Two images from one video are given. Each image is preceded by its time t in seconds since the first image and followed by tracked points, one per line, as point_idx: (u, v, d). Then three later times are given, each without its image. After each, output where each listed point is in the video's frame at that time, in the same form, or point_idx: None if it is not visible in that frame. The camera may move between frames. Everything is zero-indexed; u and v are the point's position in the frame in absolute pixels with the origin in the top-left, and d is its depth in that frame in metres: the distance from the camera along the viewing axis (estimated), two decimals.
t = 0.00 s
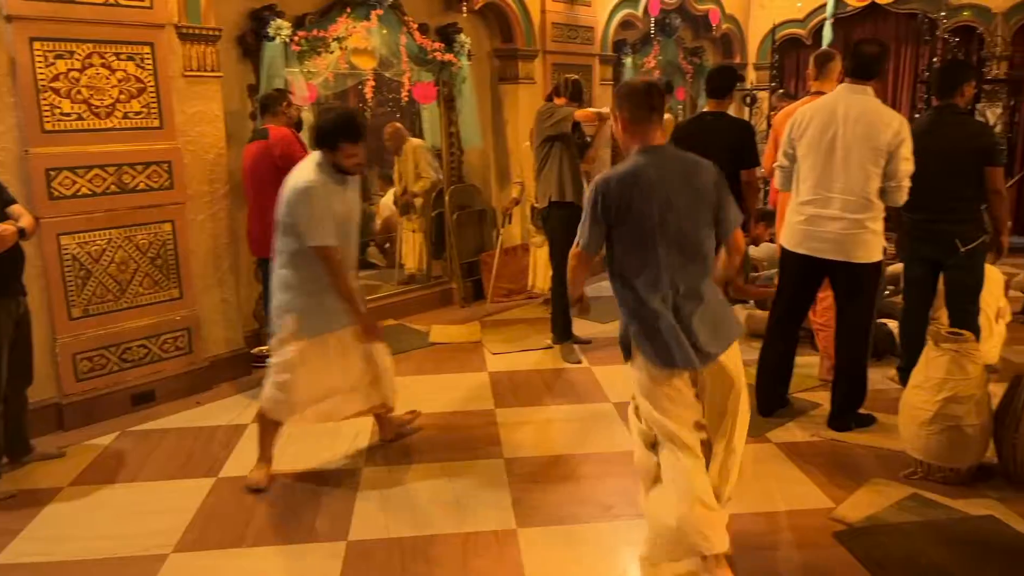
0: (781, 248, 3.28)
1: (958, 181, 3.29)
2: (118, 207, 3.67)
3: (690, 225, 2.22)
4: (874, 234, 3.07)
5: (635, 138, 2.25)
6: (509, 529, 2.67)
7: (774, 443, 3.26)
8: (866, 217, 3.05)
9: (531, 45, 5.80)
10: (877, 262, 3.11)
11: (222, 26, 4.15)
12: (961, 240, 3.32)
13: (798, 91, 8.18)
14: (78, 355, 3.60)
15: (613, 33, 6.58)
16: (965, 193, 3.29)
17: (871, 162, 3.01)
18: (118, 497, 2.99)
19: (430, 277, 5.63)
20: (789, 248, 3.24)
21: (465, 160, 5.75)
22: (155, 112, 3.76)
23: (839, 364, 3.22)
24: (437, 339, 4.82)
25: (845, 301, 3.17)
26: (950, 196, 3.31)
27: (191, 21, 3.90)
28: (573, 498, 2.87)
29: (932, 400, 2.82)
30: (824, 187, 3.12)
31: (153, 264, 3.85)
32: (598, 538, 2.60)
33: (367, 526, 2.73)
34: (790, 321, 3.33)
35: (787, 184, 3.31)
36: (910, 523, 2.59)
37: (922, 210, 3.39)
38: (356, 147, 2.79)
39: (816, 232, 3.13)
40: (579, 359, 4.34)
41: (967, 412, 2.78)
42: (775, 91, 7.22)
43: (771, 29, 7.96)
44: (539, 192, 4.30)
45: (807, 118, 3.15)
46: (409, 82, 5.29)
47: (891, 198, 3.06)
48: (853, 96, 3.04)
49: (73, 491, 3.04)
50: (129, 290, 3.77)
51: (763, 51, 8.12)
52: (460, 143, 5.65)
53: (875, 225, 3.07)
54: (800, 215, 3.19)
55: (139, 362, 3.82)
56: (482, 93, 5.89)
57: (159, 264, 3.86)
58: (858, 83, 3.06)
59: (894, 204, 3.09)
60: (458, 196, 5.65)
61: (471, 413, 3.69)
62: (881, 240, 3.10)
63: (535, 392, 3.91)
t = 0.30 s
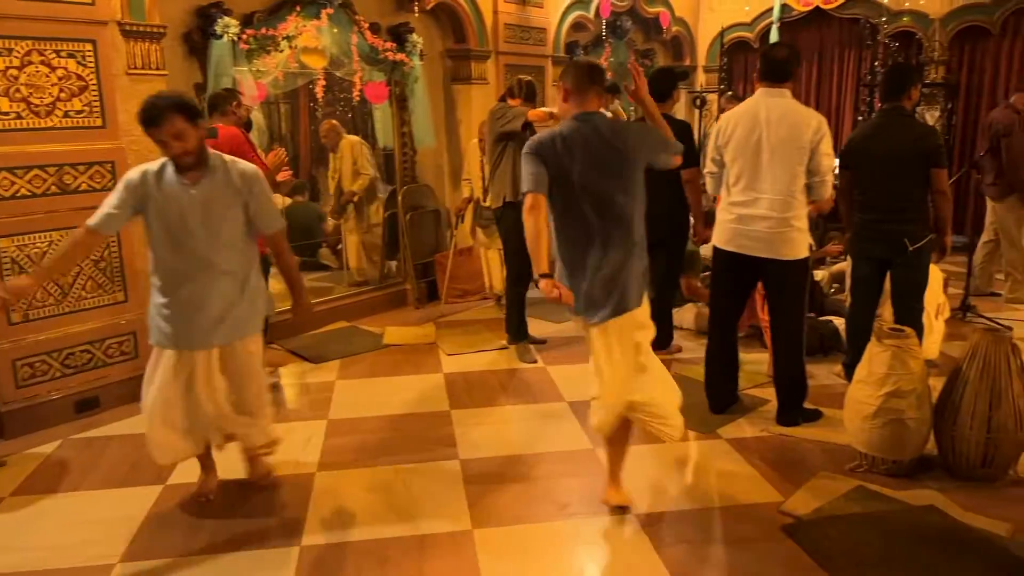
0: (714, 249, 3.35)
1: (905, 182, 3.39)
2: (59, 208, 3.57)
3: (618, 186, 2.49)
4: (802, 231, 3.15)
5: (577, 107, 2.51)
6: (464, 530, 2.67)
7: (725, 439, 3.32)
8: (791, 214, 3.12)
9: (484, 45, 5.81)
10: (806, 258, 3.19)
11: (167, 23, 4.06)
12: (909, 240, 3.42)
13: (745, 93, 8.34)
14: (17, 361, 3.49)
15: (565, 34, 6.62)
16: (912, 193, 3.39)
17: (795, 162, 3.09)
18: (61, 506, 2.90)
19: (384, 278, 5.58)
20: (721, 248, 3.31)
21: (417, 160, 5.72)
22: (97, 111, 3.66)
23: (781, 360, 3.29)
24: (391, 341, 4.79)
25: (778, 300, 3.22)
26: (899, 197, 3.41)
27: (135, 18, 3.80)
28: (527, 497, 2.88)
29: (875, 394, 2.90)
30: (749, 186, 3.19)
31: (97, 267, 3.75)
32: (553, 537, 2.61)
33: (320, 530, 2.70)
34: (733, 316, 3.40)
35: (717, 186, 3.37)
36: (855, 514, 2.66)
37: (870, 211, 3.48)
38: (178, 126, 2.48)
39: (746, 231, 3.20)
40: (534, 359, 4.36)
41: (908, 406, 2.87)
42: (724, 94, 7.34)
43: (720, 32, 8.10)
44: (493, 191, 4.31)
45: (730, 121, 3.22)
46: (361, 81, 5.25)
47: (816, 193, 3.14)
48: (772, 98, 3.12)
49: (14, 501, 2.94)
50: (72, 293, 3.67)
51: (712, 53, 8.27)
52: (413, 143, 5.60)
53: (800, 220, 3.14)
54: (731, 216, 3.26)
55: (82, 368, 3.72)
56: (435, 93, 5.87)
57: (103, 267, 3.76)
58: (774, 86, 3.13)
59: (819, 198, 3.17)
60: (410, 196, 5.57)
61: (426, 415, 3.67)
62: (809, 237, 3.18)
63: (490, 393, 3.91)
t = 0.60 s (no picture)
0: (659, 249, 3.41)
1: (869, 184, 3.46)
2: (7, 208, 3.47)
3: (507, 187, 2.63)
4: (742, 229, 3.20)
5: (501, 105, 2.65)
6: (427, 531, 2.66)
7: (685, 437, 3.36)
8: (728, 212, 3.17)
9: (445, 45, 5.80)
10: (747, 256, 3.24)
11: (120, 20, 3.97)
12: (875, 240, 3.49)
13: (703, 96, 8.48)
14: None
15: (526, 35, 6.64)
16: (875, 194, 3.46)
17: (731, 162, 3.14)
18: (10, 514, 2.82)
19: (345, 278, 5.54)
20: (666, 248, 3.37)
21: (378, 161, 5.69)
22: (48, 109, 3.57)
23: (738, 360, 3.34)
24: (352, 342, 4.75)
25: (727, 298, 3.27)
26: (863, 198, 3.47)
27: (87, 14, 3.72)
28: (490, 497, 2.88)
29: (830, 391, 2.96)
30: (688, 187, 3.27)
31: (47, 268, 3.65)
32: (519, 537, 2.61)
33: (280, 534, 2.67)
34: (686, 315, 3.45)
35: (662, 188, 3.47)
36: (811, 509, 2.72)
37: (836, 212, 3.54)
38: (48, 113, 2.14)
39: (688, 231, 3.26)
40: (496, 359, 4.38)
41: (861, 402, 2.93)
42: (683, 96, 7.44)
43: (678, 36, 8.20)
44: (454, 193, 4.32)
45: (671, 124, 3.29)
46: (321, 80, 5.21)
47: (754, 193, 3.18)
48: (707, 100, 3.18)
49: None
50: (21, 295, 3.56)
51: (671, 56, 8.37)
52: (374, 143, 5.57)
53: (737, 218, 3.18)
54: (673, 216, 3.32)
55: (32, 372, 3.62)
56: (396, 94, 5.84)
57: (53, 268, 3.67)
58: (708, 92, 3.19)
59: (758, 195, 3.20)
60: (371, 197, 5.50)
61: (388, 416, 3.65)
62: (749, 235, 3.23)
63: (452, 394, 3.90)
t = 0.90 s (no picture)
0: (616, 250, 3.45)
1: (831, 184, 3.52)
2: None
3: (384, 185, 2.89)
4: (692, 225, 3.24)
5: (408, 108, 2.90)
6: (389, 533, 2.65)
7: (646, 434, 3.39)
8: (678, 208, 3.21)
9: (405, 45, 5.78)
10: (700, 252, 3.28)
11: (71, 17, 3.88)
12: (840, 238, 3.57)
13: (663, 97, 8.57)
14: None
15: (487, 35, 6.63)
16: (838, 193, 3.53)
17: (678, 159, 3.18)
18: None
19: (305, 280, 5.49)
20: (621, 248, 3.40)
21: (338, 161, 5.64)
22: None
23: (697, 357, 3.38)
24: (313, 344, 4.71)
25: (683, 295, 3.31)
26: (828, 198, 3.54)
27: (37, 12, 3.62)
28: (452, 498, 2.88)
29: (788, 386, 3.01)
30: (636, 186, 3.31)
31: None
32: (481, 537, 2.61)
33: (239, 540, 2.63)
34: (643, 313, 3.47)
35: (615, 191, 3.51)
36: (770, 503, 2.76)
37: (800, 213, 3.60)
38: None
39: (641, 229, 3.29)
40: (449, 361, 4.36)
41: (817, 397, 2.99)
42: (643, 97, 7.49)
43: (638, 37, 8.28)
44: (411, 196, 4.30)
45: (619, 125, 3.34)
46: (279, 80, 5.15)
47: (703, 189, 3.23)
48: (650, 99, 3.24)
49: None
50: None
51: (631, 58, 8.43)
52: (333, 143, 5.52)
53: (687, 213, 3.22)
54: (625, 216, 3.37)
55: None
56: (356, 94, 5.79)
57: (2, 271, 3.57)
58: (652, 91, 3.22)
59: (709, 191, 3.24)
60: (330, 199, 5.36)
61: (350, 418, 3.62)
62: (700, 231, 3.27)
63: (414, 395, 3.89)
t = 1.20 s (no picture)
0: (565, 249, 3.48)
1: (777, 183, 3.59)
2: None
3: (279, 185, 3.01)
4: (639, 224, 3.28)
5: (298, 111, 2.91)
6: (344, 537, 2.62)
7: (600, 431, 3.42)
8: (623, 207, 3.25)
9: (356, 45, 5.74)
10: (647, 251, 3.32)
11: (8, 14, 3.75)
12: (788, 236, 3.65)
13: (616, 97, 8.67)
14: None
15: (439, 35, 6.61)
16: (785, 191, 3.61)
17: (625, 159, 3.22)
18: None
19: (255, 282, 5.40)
20: (570, 247, 3.43)
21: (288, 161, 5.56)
22: None
23: (648, 355, 3.41)
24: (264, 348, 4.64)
25: (634, 294, 3.34)
26: (775, 196, 3.61)
27: None
28: (407, 500, 2.87)
29: (737, 381, 3.08)
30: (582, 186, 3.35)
31: None
32: (437, 539, 2.61)
33: (189, 548, 2.58)
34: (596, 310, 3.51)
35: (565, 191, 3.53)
36: (721, 496, 2.81)
37: (748, 211, 3.67)
38: None
39: (588, 228, 3.32)
40: (397, 363, 4.34)
41: (765, 392, 3.05)
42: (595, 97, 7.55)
43: (590, 37, 8.35)
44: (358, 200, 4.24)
45: (566, 126, 3.38)
46: (226, 80, 5.05)
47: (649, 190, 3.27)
48: (596, 99, 3.26)
49: None
50: None
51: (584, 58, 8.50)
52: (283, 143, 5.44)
53: (631, 212, 3.26)
54: (573, 215, 3.40)
55: None
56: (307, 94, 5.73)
57: None
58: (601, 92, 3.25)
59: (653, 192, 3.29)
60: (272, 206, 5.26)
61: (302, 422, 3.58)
62: (647, 229, 3.31)
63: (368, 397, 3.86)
